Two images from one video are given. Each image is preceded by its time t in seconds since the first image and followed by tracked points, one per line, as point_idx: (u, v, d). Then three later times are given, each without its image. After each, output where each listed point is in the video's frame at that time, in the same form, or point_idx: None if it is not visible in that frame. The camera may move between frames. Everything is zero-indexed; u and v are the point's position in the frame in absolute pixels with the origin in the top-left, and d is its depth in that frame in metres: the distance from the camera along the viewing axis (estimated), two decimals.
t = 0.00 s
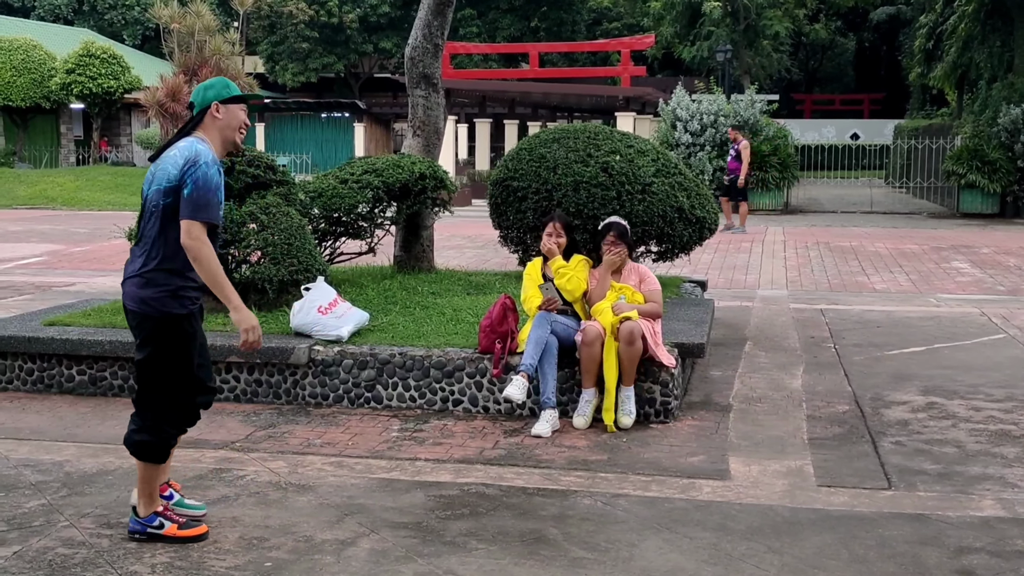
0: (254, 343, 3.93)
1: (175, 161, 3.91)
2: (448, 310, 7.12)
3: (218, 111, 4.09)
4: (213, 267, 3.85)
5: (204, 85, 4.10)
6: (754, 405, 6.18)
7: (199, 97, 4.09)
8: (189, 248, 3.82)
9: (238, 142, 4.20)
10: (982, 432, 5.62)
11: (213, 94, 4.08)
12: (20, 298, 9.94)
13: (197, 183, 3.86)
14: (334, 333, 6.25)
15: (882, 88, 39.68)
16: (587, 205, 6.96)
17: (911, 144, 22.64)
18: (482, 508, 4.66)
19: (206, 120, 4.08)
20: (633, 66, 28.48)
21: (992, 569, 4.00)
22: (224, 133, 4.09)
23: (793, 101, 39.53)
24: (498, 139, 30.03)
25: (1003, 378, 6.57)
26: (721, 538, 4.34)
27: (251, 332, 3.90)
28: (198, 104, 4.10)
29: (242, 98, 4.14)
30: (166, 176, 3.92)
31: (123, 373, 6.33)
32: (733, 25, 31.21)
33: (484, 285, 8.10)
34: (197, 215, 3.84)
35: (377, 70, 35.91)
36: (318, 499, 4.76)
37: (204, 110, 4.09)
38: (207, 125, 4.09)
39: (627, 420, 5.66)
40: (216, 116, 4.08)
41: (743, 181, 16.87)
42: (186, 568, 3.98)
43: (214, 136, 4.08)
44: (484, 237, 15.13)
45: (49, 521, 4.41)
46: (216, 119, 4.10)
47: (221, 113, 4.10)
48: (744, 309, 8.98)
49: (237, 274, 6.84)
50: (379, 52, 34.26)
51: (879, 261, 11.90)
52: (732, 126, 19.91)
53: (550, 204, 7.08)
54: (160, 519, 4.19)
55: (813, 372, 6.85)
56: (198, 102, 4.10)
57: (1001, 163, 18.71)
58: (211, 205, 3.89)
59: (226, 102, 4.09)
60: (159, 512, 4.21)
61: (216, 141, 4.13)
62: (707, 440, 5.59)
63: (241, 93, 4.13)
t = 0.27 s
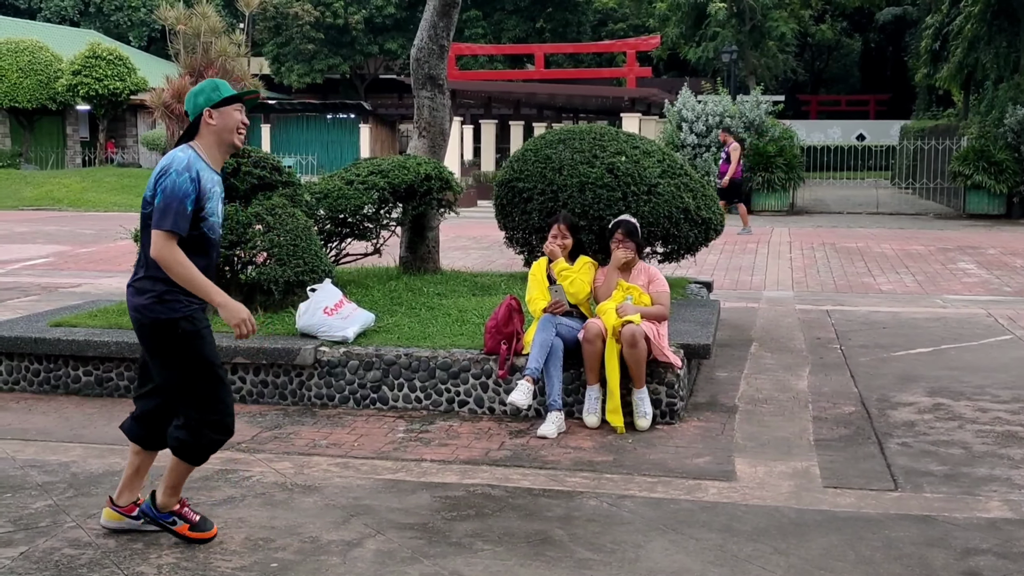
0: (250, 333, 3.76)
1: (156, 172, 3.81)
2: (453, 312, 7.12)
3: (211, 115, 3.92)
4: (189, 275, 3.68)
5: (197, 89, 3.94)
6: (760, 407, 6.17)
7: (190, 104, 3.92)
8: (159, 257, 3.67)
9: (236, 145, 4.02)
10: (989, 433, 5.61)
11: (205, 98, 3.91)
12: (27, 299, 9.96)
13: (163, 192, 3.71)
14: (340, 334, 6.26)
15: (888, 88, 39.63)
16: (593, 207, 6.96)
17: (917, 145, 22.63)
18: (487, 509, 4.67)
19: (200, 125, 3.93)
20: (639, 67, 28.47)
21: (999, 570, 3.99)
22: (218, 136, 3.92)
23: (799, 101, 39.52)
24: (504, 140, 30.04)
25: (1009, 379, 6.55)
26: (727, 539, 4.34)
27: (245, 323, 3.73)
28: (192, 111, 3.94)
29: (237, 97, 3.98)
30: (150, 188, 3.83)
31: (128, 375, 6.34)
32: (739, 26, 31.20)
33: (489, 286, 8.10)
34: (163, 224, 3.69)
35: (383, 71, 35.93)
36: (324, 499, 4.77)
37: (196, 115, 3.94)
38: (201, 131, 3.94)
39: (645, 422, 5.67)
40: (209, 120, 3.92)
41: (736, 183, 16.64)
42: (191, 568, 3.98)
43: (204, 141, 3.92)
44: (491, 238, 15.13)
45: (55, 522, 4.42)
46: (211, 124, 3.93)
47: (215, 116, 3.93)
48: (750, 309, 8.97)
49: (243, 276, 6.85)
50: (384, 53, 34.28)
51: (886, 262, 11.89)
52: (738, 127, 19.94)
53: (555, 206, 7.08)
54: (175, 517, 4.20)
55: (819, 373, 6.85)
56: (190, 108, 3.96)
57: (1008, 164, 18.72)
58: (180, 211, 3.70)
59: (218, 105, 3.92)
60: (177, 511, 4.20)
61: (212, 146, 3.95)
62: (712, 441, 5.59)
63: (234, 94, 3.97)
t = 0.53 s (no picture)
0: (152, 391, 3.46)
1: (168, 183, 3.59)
2: (458, 311, 7.12)
3: (223, 117, 3.70)
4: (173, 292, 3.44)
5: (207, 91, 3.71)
6: (765, 406, 6.16)
7: (202, 105, 3.71)
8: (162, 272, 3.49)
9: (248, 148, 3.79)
10: (994, 433, 5.61)
11: (217, 100, 3.70)
12: (31, 299, 9.97)
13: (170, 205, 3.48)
14: (344, 334, 6.25)
15: (892, 88, 39.60)
16: (598, 206, 6.97)
17: (921, 144, 22.63)
18: (492, 509, 4.66)
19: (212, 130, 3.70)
20: (643, 66, 28.45)
21: (1006, 570, 3.98)
22: (229, 140, 3.69)
23: (803, 101, 39.51)
24: (508, 139, 30.06)
25: (1014, 379, 6.55)
26: (732, 539, 4.34)
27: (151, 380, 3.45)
28: (204, 111, 3.73)
29: (251, 101, 3.74)
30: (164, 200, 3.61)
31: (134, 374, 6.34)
32: (743, 25, 31.20)
33: (494, 286, 8.09)
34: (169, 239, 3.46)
35: (387, 71, 35.96)
36: (329, 499, 4.77)
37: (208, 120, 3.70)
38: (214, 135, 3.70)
39: (652, 422, 5.67)
40: (221, 123, 3.70)
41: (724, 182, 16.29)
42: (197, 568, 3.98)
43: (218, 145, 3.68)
44: (495, 237, 15.13)
45: (61, 522, 4.42)
46: (222, 127, 3.71)
47: (226, 119, 3.71)
48: (754, 309, 8.97)
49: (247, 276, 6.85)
50: (389, 53, 34.32)
51: (891, 261, 11.88)
52: (742, 127, 19.98)
53: (559, 206, 7.08)
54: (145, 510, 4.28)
55: (824, 373, 6.84)
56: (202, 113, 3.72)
57: (1012, 163, 18.76)
58: (175, 223, 3.46)
59: (231, 108, 3.70)
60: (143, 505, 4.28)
61: (224, 151, 3.72)
62: (717, 441, 5.59)
63: (247, 97, 3.73)
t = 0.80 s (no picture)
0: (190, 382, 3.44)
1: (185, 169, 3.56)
2: (460, 311, 7.13)
3: (243, 104, 3.60)
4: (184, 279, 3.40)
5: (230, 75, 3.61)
6: (767, 406, 6.16)
7: (223, 90, 3.62)
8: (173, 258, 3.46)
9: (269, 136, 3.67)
10: (997, 433, 5.60)
11: (237, 85, 3.59)
12: (33, 299, 9.97)
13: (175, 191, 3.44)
14: (346, 334, 6.25)
15: (894, 88, 39.56)
16: (600, 206, 6.96)
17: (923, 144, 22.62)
18: (494, 509, 4.67)
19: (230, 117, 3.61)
20: (645, 66, 28.44)
21: (1008, 570, 3.98)
22: (246, 127, 3.58)
23: (805, 101, 39.50)
24: (510, 139, 30.04)
25: (1016, 378, 6.54)
26: (735, 539, 4.34)
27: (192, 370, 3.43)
28: (224, 96, 3.63)
29: (275, 88, 3.65)
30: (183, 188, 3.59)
31: (137, 374, 6.37)
32: (745, 25, 31.20)
33: (496, 286, 8.09)
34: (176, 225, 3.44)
35: (389, 71, 35.96)
36: (331, 499, 4.77)
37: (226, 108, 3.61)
38: (231, 123, 3.61)
39: (653, 422, 5.68)
40: (240, 110, 3.60)
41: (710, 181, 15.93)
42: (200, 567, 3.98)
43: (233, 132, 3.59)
44: (497, 238, 15.12)
45: (63, 522, 4.43)
46: (240, 114, 3.61)
47: (245, 106, 3.60)
48: (756, 309, 8.96)
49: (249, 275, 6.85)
50: (391, 53, 34.34)
51: (893, 261, 11.87)
52: (744, 126, 19.95)
53: (561, 205, 7.08)
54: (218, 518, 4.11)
55: (826, 372, 6.84)
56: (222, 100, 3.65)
57: (1014, 163, 18.78)
58: (183, 208, 3.43)
59: (253, 95, 3.59)
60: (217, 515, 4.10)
61: (242, 139, 3.62)
62: (719, 441, 5.59)
63: (272, 84, 3.62)
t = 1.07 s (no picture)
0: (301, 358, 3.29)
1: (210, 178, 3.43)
2: (460, 311, 7.13)
3: (261, 110, 3.44)
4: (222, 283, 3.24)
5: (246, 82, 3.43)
6: (768, 406, 6.16)
7: (241, 96, 3.45)
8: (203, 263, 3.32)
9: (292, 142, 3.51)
10: (997, 433, 5.60)
11: (255, 92, 3.42)
12: (34, 299, 9.97)
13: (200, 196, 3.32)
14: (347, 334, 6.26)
15: (894, 88, 39.57)
16: (601, 206, 6.95)
17: (923, 144, 22.63)
18: (494, 508, 4.67)
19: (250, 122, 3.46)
20: (645, 66, 28.45)
21: (1008, 570, 3.98)
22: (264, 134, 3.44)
23: (805, 101, 39.50)
24: (510, 139, 30.04)
25: (1016, 378, 6.54)
26: (735, 538, 4.34)
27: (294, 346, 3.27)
28: (242, 104, 3.46)
29: (292, 93, 3.46)
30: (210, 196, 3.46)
31: (137, 373, 6.37)
32: (745, 25, 31.21)
33: (496, 286, 8.09)
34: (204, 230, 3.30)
35: (389, 70, 35.96)
36: (332, 499, 4.77)
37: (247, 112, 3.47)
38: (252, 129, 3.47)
39: (653, 422, 5.68)
40: (259, 116, 3.44)
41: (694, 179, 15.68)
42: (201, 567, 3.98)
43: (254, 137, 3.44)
44: (498, 237, 15.12)
45: (64, 521, 4.43)
46: (261, 121, 3.45)
47: (265, 113, 3.44)
48: (756, 309, 8.96)
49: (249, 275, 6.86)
50: (391, 53, 34.35)
51: (893, 261, 11.87)
52: (744, 126, 19.92)
53: (561, 205, 7.07)
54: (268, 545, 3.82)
55: (827, 372, 6.84)
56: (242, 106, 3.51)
57: (1015, 163, 18.77)
58: (207, 216, 3.29)
59: (271, 101, 3.42)
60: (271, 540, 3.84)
61: (262, 145, 3.47)
62: (720, 440, 5.59)
63: (288, 89, 3.43)
